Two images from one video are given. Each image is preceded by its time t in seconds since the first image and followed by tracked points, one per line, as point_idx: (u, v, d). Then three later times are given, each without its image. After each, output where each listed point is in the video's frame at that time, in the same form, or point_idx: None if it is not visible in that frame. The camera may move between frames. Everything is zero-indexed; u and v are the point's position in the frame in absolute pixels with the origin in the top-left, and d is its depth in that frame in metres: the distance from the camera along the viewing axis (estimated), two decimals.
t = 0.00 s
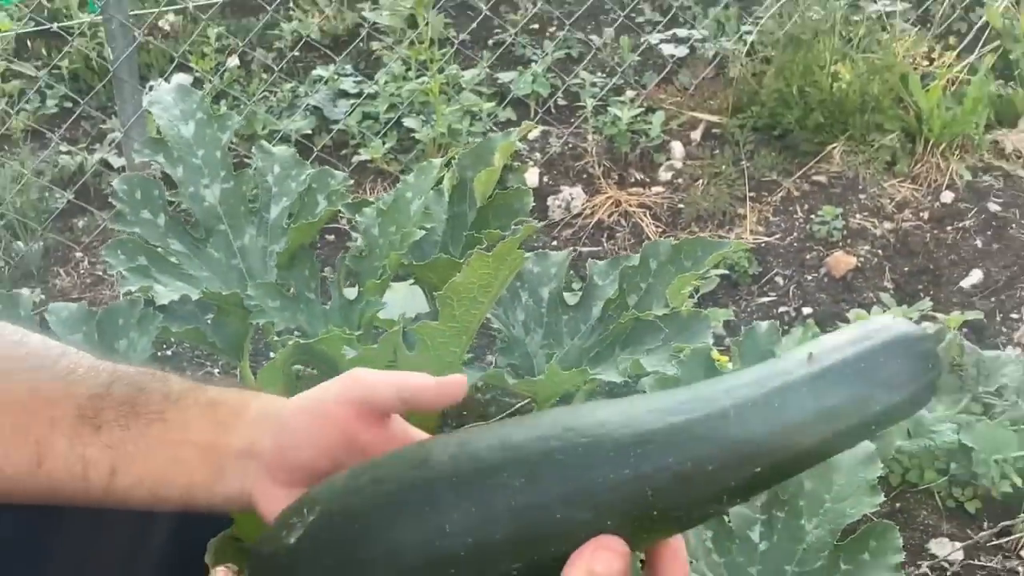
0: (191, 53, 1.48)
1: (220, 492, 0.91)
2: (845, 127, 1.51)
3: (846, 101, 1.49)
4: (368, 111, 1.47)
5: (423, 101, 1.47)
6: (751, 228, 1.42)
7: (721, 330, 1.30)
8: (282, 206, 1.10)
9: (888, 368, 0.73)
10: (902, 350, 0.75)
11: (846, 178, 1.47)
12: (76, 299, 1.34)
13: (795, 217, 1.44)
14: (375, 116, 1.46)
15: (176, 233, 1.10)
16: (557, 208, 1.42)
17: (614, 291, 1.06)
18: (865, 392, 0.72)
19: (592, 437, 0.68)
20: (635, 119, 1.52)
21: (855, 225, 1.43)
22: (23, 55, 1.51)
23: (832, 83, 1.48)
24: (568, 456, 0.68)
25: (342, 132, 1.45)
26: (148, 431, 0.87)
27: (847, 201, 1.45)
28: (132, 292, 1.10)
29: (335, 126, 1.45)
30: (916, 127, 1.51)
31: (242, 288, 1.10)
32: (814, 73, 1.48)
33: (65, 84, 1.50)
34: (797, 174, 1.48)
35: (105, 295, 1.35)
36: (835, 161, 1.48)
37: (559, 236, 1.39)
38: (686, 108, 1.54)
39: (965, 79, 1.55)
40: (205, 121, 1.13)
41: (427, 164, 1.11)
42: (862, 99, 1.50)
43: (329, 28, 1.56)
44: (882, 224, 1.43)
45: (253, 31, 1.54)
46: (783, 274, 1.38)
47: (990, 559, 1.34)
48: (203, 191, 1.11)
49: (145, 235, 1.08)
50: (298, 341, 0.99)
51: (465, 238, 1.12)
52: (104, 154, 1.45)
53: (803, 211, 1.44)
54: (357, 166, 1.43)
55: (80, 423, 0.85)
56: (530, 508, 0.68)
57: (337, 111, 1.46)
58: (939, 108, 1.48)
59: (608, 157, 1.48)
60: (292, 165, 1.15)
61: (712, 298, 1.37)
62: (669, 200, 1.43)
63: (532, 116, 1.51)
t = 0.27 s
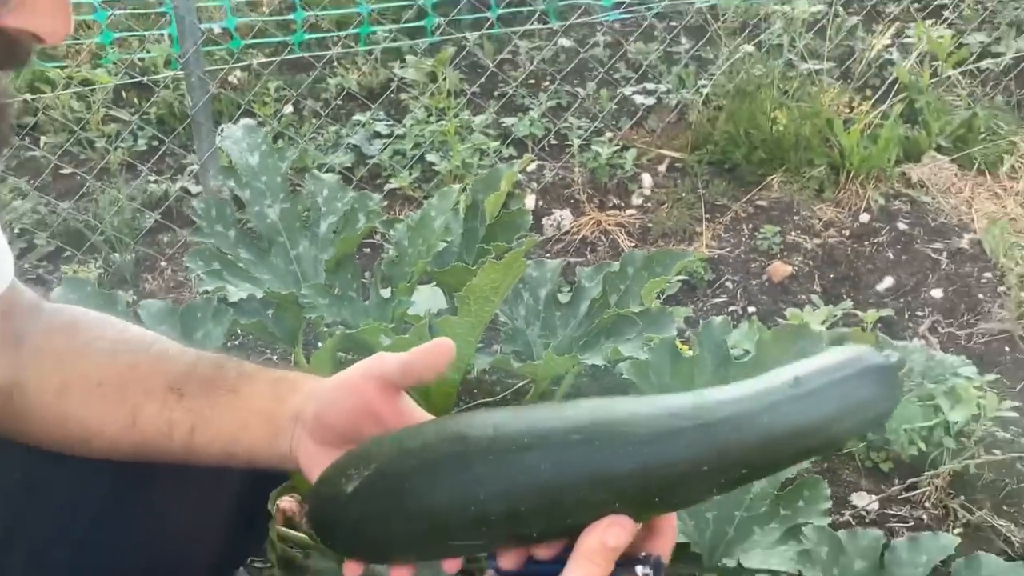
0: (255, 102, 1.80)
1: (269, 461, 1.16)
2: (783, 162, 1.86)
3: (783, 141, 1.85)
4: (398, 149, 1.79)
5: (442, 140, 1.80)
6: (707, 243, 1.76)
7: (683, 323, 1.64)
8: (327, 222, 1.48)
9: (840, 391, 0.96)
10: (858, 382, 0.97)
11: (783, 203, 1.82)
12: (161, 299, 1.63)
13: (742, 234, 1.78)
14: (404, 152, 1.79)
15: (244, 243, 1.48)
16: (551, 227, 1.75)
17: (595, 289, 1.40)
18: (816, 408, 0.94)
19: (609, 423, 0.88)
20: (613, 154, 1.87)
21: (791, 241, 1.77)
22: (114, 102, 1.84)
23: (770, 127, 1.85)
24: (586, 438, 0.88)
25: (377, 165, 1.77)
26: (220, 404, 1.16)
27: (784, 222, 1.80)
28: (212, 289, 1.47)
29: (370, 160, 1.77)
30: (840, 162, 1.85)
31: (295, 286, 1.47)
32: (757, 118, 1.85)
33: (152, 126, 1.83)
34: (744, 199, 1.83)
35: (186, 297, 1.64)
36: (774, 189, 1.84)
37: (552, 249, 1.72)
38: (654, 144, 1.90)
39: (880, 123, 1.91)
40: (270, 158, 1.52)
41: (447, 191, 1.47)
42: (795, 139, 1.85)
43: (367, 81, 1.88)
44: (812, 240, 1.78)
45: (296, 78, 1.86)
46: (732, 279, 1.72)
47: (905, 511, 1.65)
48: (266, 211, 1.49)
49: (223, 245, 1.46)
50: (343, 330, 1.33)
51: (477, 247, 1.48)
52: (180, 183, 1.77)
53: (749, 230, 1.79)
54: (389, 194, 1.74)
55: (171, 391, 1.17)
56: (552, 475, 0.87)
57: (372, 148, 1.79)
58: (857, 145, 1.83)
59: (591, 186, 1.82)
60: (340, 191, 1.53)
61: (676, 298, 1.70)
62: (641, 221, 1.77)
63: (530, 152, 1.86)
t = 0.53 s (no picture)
0: (304, 138, 2.19)
1: (310, 423, 1.49)
2: (731, 186, 2.31)
3: (732, 170, 2.29)
4: (420, 175, 2.17)
5: (455, 169, 2.19)
6: (669, 251, 2.18)
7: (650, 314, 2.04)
8: (363, 232, 1.90)
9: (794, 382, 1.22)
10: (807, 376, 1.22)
11: (730, 220, 2.26)
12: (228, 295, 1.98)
13: (698, 243, 2.21)
14: (425, 178, 2.17)
15: (295, 249, 1.89)
16: (542, 238, 2.17)
17: (578, 284, 1.81)
18: (776, 398, 1.19)
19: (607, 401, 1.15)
20: (593, 179, 2.30)
21: (737, 249, 2.20)
22: (188, 137, 2.23)
23: (721, 157, 2.29)
24: (589, 411, 1.14)
25: (402, 189, 2.15)
26: (277, 378, 1.46)
27: (731, 234, 2.23)
28: (267, 285, 1.88)
29: (397, 184, 2.15)
30: (777, 186, 2.30)
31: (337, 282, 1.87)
32: (710, 151, 2.29)
33: (221, 157, 2.21)
34: (699, 216, 2.26)
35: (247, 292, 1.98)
36: (723, 208, 2.28)
37: (543, 256, 2.13)
38: (627, 171, 2.34)
39: (809, 154, 2.37)
40: (318, 182, 1.94)
41: (460, 208, 1.91)
42: (741, 168, 2.29)
43: (394, 121, 2.28)
44: (754, 249, 2.20)
45: (336, 117, 2.27)
46: (690, 280, 2.14)
47: (831, 467, 2.00)
48: (313, 224, 1.90)
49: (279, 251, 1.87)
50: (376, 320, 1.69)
51: (484, 250, 1.90)
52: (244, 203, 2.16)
53: (703, 240, 2.21)
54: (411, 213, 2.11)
55: (233, 367, 1.45)
56: (560, 440, 1.14)
57: (398, 175, 2.17)
58: (791, 173, 2.28)
59: (575, 205, 2.25)
60: (377, 207, 1.98)
61: (644, 295, 2.11)
62: (615, 233, 2.19)
63: (525, 178, 2.27)
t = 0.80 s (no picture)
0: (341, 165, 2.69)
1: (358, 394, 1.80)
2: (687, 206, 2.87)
3: (690, 193, 2.82)
4: (435, 197, 2.66)
5: (465, 193, 2.67)
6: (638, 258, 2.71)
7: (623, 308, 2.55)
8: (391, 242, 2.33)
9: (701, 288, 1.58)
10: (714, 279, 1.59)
11: (688, 234, 2.78)
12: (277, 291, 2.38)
13: (662, 251, 2.71)
14: (439, 198, 2.66)
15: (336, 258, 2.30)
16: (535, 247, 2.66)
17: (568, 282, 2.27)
18: (697, 303, 1.55)
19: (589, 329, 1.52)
20: (576, 199, 2.82)
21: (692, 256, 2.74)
22: (249, 167, 2.73)
23: (679, 183, 2.85)
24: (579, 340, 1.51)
25: (419, 208, 2.62)
26: (328, 359, 1.75)
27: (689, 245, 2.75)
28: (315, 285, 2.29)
29: (416, 203, 2.64)
30: (725, 206, 2.83)
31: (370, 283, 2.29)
32: (670, 178, 2.86)
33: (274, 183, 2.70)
34: (663, 229, 2.78)
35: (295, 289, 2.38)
36: (681, 224, 2.81)
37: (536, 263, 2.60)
38: (603, 193, 2.86)
39: (748, 180, 2.94)
40: (354, 200, 2.36)
41: (471, 224, 2.41)
42: (696, 190, 2.83)
43: (413, 153, 2.80)
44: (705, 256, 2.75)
45: (368, 151, 2.78)
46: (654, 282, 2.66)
47: (768, 431, 2.41)
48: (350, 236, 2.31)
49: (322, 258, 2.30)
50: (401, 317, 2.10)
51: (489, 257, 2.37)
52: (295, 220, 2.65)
53: (667, 249, 2.72)
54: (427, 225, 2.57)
55: (291, 349, 1.74)
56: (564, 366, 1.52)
57: (416, 196, 2.66)
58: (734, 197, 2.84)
59: (561, 222, 2.76)
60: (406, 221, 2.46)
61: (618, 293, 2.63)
62: (595, 244, 2.69)
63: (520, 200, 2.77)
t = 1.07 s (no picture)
0: (349, 170, 2.83)
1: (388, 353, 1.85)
2: (678, 210, 3.03)
3: (681, 200, 3.02)
4: (439, 202, 2.76)
5: (466, 197, 2.76)
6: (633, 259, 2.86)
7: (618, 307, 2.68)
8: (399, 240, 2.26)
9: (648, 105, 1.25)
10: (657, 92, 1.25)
11: (678, 237, 2.97)
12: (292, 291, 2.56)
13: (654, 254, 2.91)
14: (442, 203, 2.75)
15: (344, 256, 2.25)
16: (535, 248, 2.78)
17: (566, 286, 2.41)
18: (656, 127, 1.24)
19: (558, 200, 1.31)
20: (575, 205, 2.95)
21: (682, 258, 2.90)
22: (263, 172, 2.87)
23: (670, 189, 3.04)
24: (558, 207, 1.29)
25: (422, 211, 2.73)
26: (345, 325, 1.83)
27: (680, 247, 2.94)
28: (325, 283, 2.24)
29: (420, 206, 2.74)
30: (715, 210, 3.00)
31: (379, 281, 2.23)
32: (663, 185, 3.04)
33: (288, 187, 2.82)
34: (654, 234, 2.98)
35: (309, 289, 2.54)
36: (672, 227, 3.00)
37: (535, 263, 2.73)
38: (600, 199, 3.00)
39: (736, 186, 3.10)
40: (362, 203, 2.32)
41: (474, 227, 2.53)
42: (687, 197, 3.02)
43: (419, 159, 2.89)
44: (695, 257, 2.91)
45: (376, 156, 2.92)
46: (647, 283, 2.81)
47: (754, 422, 2.54)
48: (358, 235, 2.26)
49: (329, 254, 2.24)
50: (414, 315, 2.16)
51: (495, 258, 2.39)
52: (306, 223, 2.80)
53: (658, 252, 2.92)
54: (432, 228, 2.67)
55: (309, 322, 1.84)
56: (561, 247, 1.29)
57: (421, 201, 2.75)
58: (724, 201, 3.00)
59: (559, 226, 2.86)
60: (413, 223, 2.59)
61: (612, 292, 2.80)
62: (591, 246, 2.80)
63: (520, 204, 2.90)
